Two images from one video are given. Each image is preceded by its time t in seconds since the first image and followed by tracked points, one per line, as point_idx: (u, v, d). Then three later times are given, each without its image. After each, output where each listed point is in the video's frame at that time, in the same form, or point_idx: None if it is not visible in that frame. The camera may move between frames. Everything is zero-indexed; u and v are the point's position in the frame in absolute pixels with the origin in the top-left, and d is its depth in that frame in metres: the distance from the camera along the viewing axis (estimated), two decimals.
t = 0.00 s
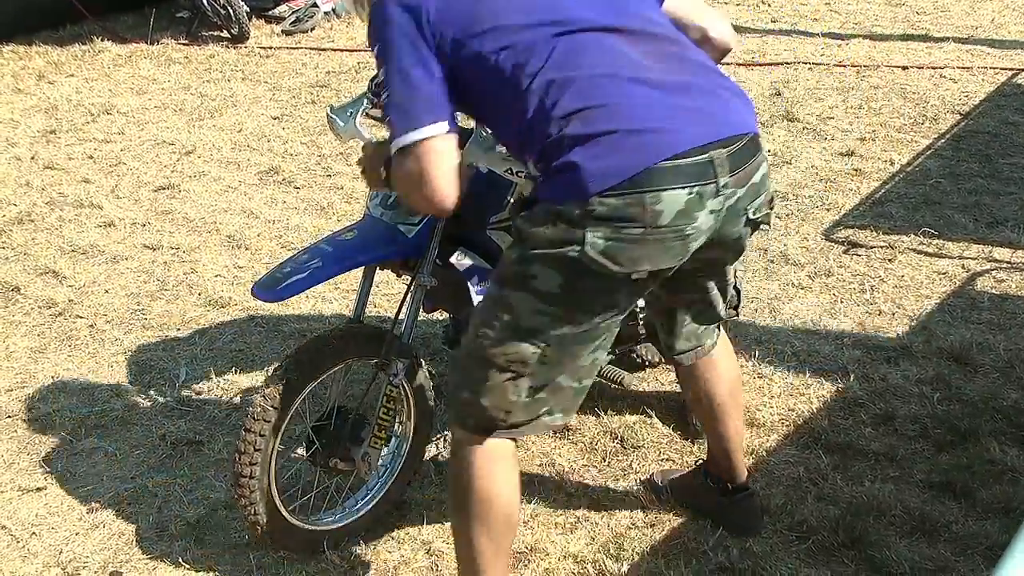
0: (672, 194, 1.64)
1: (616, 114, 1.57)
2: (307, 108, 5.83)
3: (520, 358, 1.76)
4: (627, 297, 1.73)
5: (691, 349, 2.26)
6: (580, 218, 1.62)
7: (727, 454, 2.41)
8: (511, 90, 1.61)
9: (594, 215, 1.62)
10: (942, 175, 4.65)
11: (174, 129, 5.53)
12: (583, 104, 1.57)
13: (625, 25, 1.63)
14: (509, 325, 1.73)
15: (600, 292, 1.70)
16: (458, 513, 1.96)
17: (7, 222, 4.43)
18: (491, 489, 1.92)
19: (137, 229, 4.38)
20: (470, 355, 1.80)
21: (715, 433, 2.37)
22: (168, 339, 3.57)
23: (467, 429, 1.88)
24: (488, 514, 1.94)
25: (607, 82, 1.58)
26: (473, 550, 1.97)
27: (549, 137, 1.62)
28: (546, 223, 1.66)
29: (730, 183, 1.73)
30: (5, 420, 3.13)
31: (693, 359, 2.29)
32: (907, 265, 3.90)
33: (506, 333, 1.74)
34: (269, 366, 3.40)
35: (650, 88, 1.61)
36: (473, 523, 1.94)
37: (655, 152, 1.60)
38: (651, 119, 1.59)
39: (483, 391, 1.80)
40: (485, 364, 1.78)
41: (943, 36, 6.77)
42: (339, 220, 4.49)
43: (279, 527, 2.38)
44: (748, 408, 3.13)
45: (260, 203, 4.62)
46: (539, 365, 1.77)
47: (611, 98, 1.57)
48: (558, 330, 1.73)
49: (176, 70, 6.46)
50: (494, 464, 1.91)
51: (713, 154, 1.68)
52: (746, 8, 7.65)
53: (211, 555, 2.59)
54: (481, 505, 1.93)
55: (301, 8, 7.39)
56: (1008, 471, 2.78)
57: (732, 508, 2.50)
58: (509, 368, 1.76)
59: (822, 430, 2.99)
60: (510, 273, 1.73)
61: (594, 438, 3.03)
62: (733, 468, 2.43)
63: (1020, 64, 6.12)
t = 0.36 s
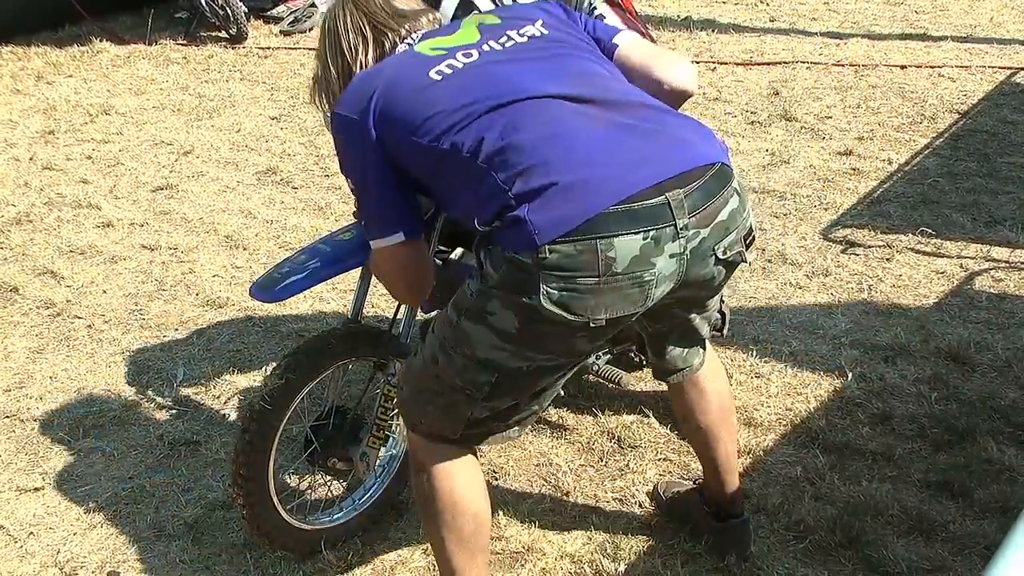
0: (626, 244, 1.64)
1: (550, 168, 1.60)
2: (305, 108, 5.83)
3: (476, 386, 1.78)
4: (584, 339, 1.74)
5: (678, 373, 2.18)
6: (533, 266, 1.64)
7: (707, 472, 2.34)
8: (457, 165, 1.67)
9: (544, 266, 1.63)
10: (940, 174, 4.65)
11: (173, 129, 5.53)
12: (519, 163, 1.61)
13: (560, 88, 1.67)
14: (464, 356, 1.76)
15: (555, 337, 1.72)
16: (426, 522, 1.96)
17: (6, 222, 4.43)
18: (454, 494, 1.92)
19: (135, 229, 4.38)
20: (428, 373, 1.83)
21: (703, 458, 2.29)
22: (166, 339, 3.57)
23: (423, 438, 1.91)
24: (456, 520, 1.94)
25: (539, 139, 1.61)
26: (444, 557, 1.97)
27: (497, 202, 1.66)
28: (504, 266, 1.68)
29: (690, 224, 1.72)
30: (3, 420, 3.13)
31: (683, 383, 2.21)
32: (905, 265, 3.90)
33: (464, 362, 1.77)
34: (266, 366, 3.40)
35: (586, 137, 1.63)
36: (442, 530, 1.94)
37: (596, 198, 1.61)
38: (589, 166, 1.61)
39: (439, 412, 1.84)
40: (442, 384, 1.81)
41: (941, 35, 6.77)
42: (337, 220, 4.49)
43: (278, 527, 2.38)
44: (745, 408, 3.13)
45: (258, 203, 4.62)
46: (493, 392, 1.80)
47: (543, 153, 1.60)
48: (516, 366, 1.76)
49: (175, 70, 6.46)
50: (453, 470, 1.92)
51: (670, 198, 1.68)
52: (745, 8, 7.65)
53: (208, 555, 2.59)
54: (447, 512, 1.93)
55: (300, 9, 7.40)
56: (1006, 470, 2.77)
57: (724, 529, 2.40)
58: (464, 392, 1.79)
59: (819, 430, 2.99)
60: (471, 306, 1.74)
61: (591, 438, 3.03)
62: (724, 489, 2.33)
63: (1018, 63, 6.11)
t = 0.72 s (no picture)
0: (640, 235, 1.63)
1: (556, 165, 1.59)
2: (307, 107, 5.83)
3: (490, 382, 1.78)
4: (600, 332, 1.73)
5: (682, 369, 2.19)
6: (547, 261, 1.62)
7: (707, 472, 2.32)
8: (462, 169, 1.67)
9: (560, 260, 1.62)
10: (942, 175, 4.65)
11: (175, 127, 5.53)
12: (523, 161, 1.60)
13: (563, 90, 1.67)
14: (478, 354, 1.75)
15: (570, 332, 1.71)
16: (433, 523, 1.95)
17: (7, 220, 4.43)
18: (462, 493, 1.92)
19: (136, 228, 4.38)
20: (440, 371, 1.82)
21: (708, 457, 2.28)
22: (166, 337, 3.57)
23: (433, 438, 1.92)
24: (463, 518, 1.93)
25: (544, 137, 1.60)
26: (451, 559, 1.95)
27: (505, 203, 1.65)
28: (517, 264, 1.66)
29: (703, 215, 1.71)
30: (3, 418, 3.13)
31: (683, 380, 2.22)
32: (906, 266, 3.90)
33: (478, 359, 1.76)
34: (267, 365, 3.40)
35: (591, 135, 1.62)
36: (449, 530, 1.93)
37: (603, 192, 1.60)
38: (596, 162, 1.60)
39: (453, 409, 1.84)
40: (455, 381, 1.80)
41: (944, 37, 6.76)
42: (338, 219, 4.49)
43: (277, 526, 2.37)
44: (745, 408, 3.12)
45: (259, 202, 4.62)
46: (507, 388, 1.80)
47: (548, 151, 1.59)
48: (531, 360, 1.75)
49: (177, 68, 6.46)
50: (462, 469, 1.92)
51: (680, 187, 1.68)
52: (747, 9, 7.65)
53: (206, 554, 2.59)
54: (455, 512, 1.93)
55: (302, 8, 7.40)
56: (1006, 472, 2.77)
57: (723, 530, 2.39)
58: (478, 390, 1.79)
59: (819, 431, 2.99)
60: (483, 303, 1.73)
61: (590, 438, 3.03)
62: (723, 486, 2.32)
63: (1020, 65, 6.11)
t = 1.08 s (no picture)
0: (631, 238, 1.64)
1: (550, 169, 1.60)
2: (309, 109, 5.84)
3: (485, 380, 1.79)
4: (593, 332, 1.74)
5: (677, 368, 2.19)
6: (540, 264, 1.63)
7: (704, 471, 2.33)
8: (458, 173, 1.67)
9: (553, 263, 1.63)
10: (943, 175, 4.64)
11: (176, 129, 5.54)
12: (517, 167, 1.61)
13: (557, 90, 1.67)
14: (474, 352, 1.76)
15: (565, 333, 1.72)
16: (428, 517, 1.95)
17: (8, 222, 4.44)
18: (457, 489, 1.92)
19: (138, 230, 4.38)
20: (436, 368, 1.82)
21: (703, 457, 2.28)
22: (167, 339, 3.57)
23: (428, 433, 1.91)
24: (458, 514, 1.93)
25: (539, 142, 1.60)
26: (445, 554, 1.95)
27: (500, 206, 1.66)
28: (510, 264, 1.67)
29: (694, 217, 1.72)
30: (5, 420, 3.13)
31: (679, 376, 2.22)
32: (907, 266, 3.90)
33: (473, 357, 1.76)
34: (268, 368, 3.40)
35: (585, 138, 1.62)
36: (444, 525, 1.94)
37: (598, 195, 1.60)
38: (590, 166, 1.61)
39: (449, 404, 1.84)
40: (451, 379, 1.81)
41: (945, 37, 6.76)
42: (339, 220, 4.49)
43: (279, 527, 2.37)
44: (746, 409, 3.12)
45: (260, 204, 4.63)
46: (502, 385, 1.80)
47: (543, 158, 1.60)
48: (524, 358, 1.76)
49: (178, 70, 6.47)
50: (458, 465, 1.93)
51: (671, 190, 1.68)
52: (748, 10, 7.64)
53: (207, 556, 2.59)
54: (450, 507, 1.93)
55: (303, 10, 7.42)
56: (1007, 472, 2.77)
57: (722, 530, 2.40)
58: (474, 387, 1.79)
59: (820, 432, 2.99)
60: (478, 301, 1.74)
61: (591, 439, 3.03)
62: (722, 488, 2.33)
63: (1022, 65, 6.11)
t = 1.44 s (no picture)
0: (627, 250, 1.65)
1: (551, 179, 1.60)
2: (309, 112, 5.84)
3: (480, 386, 1.79)
4: (588, 341, 1.75)
5: (673, 372, 2.19)
6: (537, 274, 1.64)
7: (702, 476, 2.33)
8: (458, 176, 1.67)
9: (549, 274, 1.63)
10: (943, 178, 4.64)
11: (176, 132, 5.54)
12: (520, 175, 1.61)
13: (561, 98, 1.67)
14: (469, 358, 1.76)
15: (560, 342, 1.72)
16: (424, 516, 1.95)
17: (9, 225, 4.44)
18: (453, 491, 1.92)
19: (138, 233, 4.38)
20: (432, 372, 1.82)
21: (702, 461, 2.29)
22: (167, 342, 3.57)
23: (425, 432, 1.91)
24: (455, 515, 1.93)
25: (541, 151, 1.61)
26: (440, 554, 1.95)
27: (499, 212, 1.66)
28: (507, 271, 1.67)
29: (690, 230, 1.72)
30: (4, 424, 3.13)
31: (677, 381, 2.22)
32: (907, 269, 3.90)
33: (468, 362, 1.76)
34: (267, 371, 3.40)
35: (586, 148, 1.62)
36: (440, 526, 1.94)
37: (597, 207, 1.61)
38: (590, 176, 1.61)
39: (444, 407, 1.84)
40: (446, 384, 1.81)
41: (945, 39, 6.76)
42: (339, 223, 4.49)
43: (276, 533, 2.37)
44: (745, 412, 3.12)
45: (260, 207, 4.63)
46: (497, 392, 1.80)
47: (543, 166, 1.60)
48: (519, 365, 1.76)
49: (179, 74, 6.47)
50: (455, 465, 1.93)
51: (669, 203, 1.68)
52: (749, 12, 7.64)
53: (206, 560, 2.59)
54: (446, 508, 1.93)
55: (303, 13, 7.43)
56: (1006, 475, 2.77)
57: (719, 534, 2.40)
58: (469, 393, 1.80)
59: (819, 435, 2.99)
60: (474, 307, 1.74)
61: (590, 442, 3.03)
62: (720, 493, 2.33)
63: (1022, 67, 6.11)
